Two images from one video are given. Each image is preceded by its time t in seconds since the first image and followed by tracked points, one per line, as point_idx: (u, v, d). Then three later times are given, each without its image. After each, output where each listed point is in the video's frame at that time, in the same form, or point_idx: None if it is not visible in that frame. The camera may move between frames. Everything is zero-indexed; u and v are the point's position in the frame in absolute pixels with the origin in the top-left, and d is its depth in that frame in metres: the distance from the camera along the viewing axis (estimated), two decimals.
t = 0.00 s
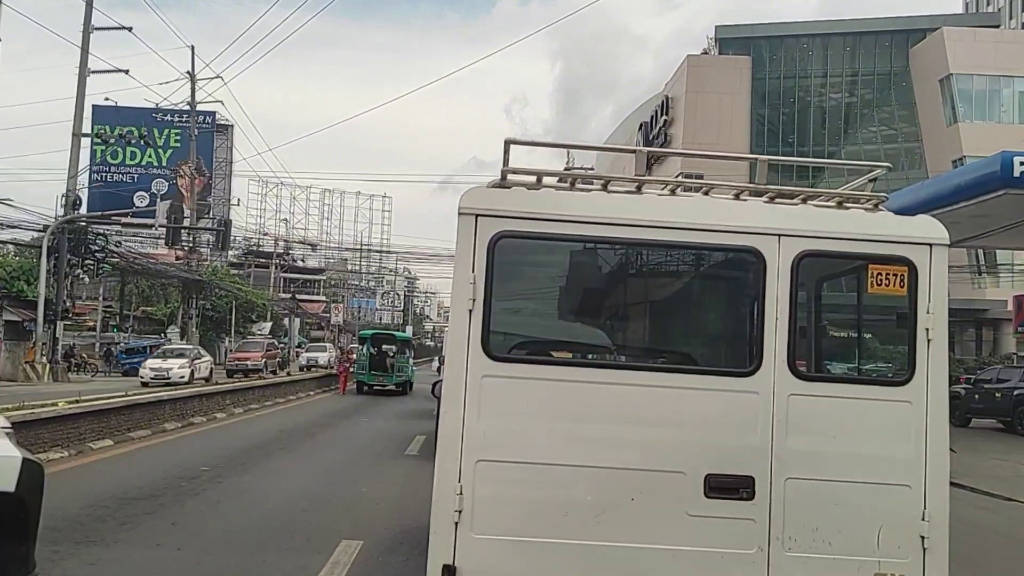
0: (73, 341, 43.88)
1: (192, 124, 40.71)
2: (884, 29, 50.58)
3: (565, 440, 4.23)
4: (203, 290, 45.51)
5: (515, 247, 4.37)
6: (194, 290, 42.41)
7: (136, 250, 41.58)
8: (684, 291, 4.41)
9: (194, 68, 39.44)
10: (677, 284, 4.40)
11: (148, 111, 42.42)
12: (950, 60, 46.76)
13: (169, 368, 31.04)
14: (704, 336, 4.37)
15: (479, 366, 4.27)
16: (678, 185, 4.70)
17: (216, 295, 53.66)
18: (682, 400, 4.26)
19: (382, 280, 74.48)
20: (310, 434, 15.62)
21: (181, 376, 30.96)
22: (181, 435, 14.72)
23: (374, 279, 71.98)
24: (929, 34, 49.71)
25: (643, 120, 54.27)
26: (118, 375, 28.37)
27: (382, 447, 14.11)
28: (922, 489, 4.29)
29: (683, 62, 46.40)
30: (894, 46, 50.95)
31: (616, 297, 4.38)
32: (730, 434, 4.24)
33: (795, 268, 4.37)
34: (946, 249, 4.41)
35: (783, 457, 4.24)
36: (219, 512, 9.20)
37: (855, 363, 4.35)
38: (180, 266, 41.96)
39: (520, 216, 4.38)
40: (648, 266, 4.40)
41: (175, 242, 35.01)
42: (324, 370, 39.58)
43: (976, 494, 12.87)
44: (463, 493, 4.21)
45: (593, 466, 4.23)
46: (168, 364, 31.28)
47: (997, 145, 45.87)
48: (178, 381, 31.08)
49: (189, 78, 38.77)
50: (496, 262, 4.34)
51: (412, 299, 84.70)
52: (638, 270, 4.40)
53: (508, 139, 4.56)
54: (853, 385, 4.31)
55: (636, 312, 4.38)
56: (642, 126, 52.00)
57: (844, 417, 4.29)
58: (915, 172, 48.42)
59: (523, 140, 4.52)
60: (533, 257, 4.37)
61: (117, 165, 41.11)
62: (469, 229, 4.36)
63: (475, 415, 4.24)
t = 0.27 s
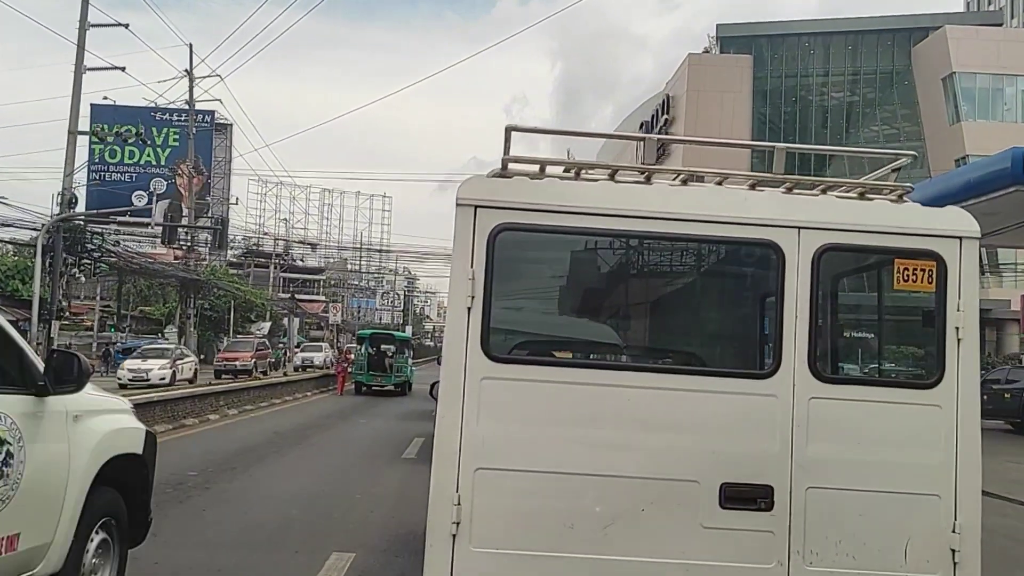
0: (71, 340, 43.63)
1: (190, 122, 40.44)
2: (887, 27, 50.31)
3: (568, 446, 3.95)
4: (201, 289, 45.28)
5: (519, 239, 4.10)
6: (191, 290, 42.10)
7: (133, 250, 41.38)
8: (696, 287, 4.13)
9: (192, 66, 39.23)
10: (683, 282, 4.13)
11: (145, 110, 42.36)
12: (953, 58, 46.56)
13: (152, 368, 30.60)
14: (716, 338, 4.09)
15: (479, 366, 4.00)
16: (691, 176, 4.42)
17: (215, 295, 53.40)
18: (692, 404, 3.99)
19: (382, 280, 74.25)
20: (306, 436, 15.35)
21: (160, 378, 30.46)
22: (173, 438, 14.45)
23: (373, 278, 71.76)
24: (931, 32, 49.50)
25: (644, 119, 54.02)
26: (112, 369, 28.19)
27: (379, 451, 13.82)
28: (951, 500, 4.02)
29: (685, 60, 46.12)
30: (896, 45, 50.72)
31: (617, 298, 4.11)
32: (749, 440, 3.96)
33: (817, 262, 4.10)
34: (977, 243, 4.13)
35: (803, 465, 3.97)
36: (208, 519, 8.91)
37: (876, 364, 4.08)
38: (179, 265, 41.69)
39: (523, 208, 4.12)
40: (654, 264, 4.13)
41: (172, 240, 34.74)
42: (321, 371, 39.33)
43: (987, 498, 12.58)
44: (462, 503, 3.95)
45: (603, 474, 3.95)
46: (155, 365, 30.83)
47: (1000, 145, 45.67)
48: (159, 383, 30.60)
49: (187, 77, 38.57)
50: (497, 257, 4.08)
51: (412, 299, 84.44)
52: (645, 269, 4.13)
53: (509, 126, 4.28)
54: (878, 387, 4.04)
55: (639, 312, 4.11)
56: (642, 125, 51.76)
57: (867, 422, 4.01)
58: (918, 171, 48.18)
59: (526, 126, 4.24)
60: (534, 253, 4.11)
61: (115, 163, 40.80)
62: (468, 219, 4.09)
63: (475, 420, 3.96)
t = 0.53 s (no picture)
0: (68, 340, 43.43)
1: (190, 121, 40.16)
2: (889, 25, 50.03)
3: (571, 453, 3.70)
4: (200, 289, 45.05)
5: (520, 232, 3.86)
6: (190, 290, 41.86)
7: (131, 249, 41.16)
8: (709, 284, 3.89)
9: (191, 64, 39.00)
10: (693, 279, 3.88)
11: (143, 109, 42.27)
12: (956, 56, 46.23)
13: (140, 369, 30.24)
14: (724, 339, 3.84)
15: (478, 368, 3.76)
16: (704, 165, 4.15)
17: (214, 294, 53.19)
18: (705, 408, 3.73)
19: (383, 280, 74.02)
20: (303, 438, 15.10)
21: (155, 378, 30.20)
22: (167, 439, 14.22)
23: (374, 278, 71.55)
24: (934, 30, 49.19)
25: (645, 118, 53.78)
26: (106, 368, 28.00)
27: (377, 453, 13.56)
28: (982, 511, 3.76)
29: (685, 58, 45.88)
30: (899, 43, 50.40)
31: (616, 298, 3.86)
32: (767, 446, 3.71)
33: (839, 256, 3.84)
34: (1010, 236, 3.88)
35: (825, 474, 3.71)
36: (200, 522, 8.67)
37: (898, 366, 3.83)
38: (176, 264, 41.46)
39: (526, 198, 3.87)
40: (655, 263, 3.88)
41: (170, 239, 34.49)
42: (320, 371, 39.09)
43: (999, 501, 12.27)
44: (460, 514, 3.70)
45: (610, 483, 3.70)
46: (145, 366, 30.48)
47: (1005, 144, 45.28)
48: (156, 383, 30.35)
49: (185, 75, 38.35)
50: (498, 252, 3.83)
51: (413, 299, 84.21)
52: (646, 267, 3.88)
53: (510, 112, 4.02)
54: (900, 391, 3.78)
55: (640, 312, 3.86)
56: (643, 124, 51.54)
57: (890, 428, 3.76)
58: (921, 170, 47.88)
59: (528, 112, 3.99)
60: (534, 247, 3.86)
61: (114, 163, 40.62)
62: (467, 210, 3.85)
63: (473, 426, 3.72)
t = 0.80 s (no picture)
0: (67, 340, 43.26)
1: (189, 121, 39.98)
2: (891, 24, 49.79)
3: (577, 463, 3.50)
4: (199, 289, 44.89)
5: (525, 227, 3.64)
6: (190, 290, 41.69)
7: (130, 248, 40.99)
8: (721, 284, 3.68)
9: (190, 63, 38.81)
10: (704, 277, 3.67)
11: (142, 109, 41.92)
12: (958, 55, 45.99)
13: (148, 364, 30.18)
14: (736, 342, 3.62)
15: (480, 372, 3.55)
16: (719, 156, 3.92)
17: (213, 295, 53.03)
18: (720, 412, 3.52)
19: (383, 280, 73.84)
20: (301, 439, 14.91)
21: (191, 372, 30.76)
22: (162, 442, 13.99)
23: (374, 279, 71.39)
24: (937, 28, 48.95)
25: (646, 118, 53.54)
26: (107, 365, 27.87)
27: (377, 455, 13.35)
28: (1014, 521, 3.55)
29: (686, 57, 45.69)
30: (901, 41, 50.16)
31: (618, 297, 3.64)
32: (787, 455, 3.49)
33: (864, 251, 3.64)
34: None
35: (848, 483, 3.51)
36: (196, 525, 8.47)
37: (920, 370, 3.62)
38: (175, 264, 41.26)
39: (532, 191, 3.66)
40: (657, 263, 3.67)
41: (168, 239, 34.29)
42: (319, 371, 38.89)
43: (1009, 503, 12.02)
44: (460, 526, 3.51)
45: (620, 493, 3.50)
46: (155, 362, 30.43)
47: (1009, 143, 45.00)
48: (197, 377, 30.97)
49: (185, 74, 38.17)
50: (500, 248, 3.62)
51: (412, 300, 84.03)
52: (646, 266, 3.67)
53: (514, 99, 3.80)
54: (924, 396, 3.57)
55: (642, 312, 3.65)
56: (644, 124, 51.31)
57: (914, 435, 3.55)
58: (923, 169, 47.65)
59: (533, 100, 3.76)
60: (537, 244, 3.65)
61: (114, 163, 40.44)
62: (468, 204, 3.64)
63: (476, 434, 3.51)
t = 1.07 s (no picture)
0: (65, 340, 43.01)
1: (189, 120, 39.79)
2: (893, 23, 49.64)
3: (584, 470, 3.33)
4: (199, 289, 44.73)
5: (525, 221, 3.47)
6: (189, 289, 41.53)
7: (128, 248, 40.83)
8: (730, 282, 3.51)
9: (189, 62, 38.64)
10: (711, 275, 3.51)
11: (143, 108, 41.59)
12: (960, 54, 45.78)
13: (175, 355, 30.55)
14: (745, 342, 3.46)
15: (480, 374, 3.37)
16: (729, 147, 3.75)
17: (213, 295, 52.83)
18: (731, 416, 3.36)
19: (383, 280, 73.63)
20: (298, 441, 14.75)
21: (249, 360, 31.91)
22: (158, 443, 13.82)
23: (373, 279, 71.18)
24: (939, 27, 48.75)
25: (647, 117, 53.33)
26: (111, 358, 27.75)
27: (375, 456, 13.18)
28: None
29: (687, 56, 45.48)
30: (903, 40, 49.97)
31: (618, 297, 3.47)
32: (801, 460, 3.34)
33: (883, 247, 3.49)
34: None
35: (865, 489, 3.35)
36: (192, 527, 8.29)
37: (937, 372, 3.47)
38: (174, 264, 41.07)
39: (535, 183, 3.49)
40: (658, 262, 3.50)
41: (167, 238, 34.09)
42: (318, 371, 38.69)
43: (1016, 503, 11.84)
44: (458, 538, 3.33)
45: (628, 501, 3.33)
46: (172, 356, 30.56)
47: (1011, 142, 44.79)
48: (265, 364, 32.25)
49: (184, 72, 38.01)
50: (500, 244, 3.44)
51: (412, 300, 83.83)
52: (647, 265, 3.49)
53: (515, 86, 3.61)
54: (945, 399, 3.41)
55: (644, 312, 3.47)
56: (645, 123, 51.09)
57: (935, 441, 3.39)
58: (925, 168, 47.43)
59: (536, 88, 3.57)
60: (538, 239, 3.47)
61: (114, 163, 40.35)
62: (468, 196, 3.45)
63: (476, 438, 3.34)
